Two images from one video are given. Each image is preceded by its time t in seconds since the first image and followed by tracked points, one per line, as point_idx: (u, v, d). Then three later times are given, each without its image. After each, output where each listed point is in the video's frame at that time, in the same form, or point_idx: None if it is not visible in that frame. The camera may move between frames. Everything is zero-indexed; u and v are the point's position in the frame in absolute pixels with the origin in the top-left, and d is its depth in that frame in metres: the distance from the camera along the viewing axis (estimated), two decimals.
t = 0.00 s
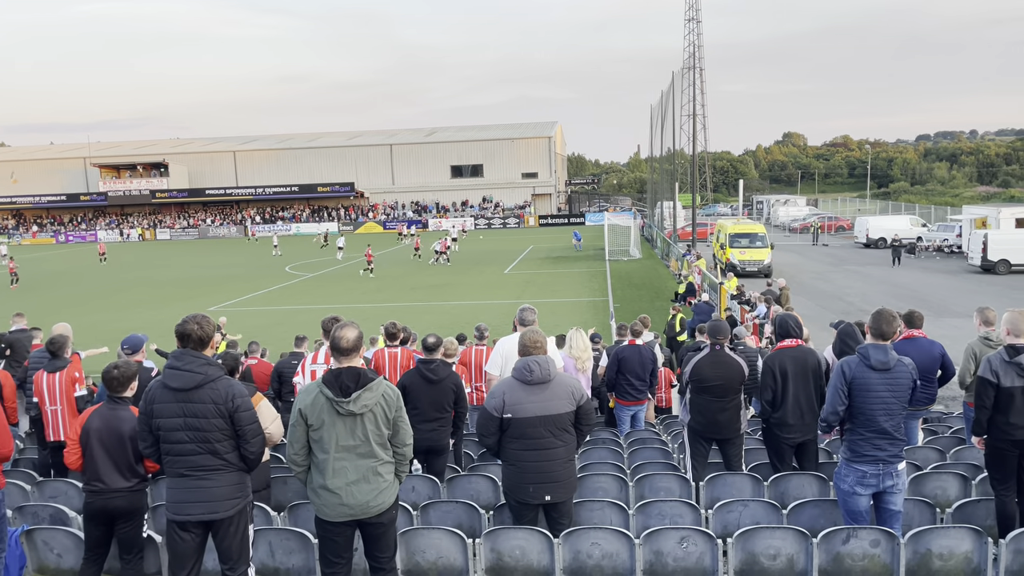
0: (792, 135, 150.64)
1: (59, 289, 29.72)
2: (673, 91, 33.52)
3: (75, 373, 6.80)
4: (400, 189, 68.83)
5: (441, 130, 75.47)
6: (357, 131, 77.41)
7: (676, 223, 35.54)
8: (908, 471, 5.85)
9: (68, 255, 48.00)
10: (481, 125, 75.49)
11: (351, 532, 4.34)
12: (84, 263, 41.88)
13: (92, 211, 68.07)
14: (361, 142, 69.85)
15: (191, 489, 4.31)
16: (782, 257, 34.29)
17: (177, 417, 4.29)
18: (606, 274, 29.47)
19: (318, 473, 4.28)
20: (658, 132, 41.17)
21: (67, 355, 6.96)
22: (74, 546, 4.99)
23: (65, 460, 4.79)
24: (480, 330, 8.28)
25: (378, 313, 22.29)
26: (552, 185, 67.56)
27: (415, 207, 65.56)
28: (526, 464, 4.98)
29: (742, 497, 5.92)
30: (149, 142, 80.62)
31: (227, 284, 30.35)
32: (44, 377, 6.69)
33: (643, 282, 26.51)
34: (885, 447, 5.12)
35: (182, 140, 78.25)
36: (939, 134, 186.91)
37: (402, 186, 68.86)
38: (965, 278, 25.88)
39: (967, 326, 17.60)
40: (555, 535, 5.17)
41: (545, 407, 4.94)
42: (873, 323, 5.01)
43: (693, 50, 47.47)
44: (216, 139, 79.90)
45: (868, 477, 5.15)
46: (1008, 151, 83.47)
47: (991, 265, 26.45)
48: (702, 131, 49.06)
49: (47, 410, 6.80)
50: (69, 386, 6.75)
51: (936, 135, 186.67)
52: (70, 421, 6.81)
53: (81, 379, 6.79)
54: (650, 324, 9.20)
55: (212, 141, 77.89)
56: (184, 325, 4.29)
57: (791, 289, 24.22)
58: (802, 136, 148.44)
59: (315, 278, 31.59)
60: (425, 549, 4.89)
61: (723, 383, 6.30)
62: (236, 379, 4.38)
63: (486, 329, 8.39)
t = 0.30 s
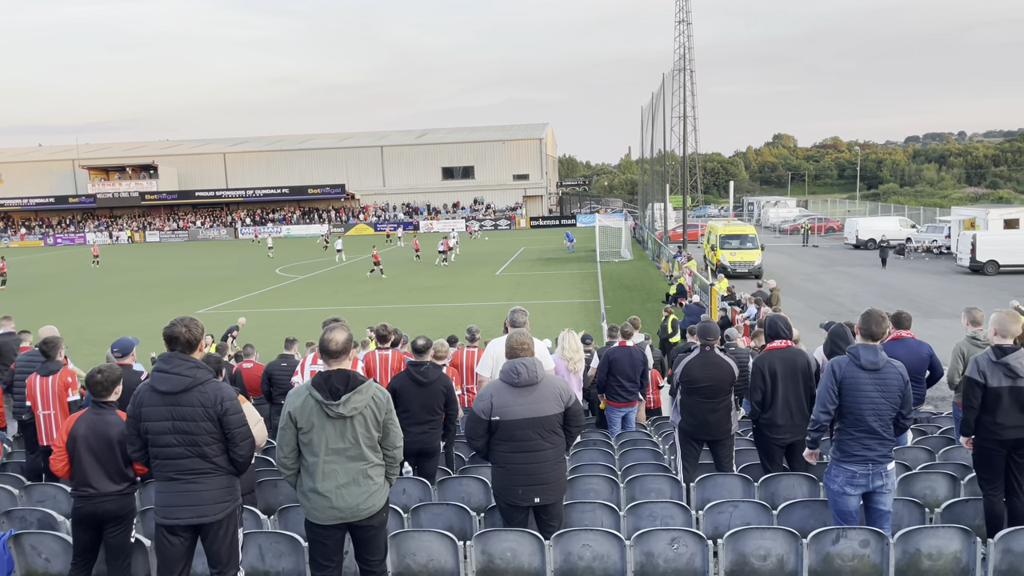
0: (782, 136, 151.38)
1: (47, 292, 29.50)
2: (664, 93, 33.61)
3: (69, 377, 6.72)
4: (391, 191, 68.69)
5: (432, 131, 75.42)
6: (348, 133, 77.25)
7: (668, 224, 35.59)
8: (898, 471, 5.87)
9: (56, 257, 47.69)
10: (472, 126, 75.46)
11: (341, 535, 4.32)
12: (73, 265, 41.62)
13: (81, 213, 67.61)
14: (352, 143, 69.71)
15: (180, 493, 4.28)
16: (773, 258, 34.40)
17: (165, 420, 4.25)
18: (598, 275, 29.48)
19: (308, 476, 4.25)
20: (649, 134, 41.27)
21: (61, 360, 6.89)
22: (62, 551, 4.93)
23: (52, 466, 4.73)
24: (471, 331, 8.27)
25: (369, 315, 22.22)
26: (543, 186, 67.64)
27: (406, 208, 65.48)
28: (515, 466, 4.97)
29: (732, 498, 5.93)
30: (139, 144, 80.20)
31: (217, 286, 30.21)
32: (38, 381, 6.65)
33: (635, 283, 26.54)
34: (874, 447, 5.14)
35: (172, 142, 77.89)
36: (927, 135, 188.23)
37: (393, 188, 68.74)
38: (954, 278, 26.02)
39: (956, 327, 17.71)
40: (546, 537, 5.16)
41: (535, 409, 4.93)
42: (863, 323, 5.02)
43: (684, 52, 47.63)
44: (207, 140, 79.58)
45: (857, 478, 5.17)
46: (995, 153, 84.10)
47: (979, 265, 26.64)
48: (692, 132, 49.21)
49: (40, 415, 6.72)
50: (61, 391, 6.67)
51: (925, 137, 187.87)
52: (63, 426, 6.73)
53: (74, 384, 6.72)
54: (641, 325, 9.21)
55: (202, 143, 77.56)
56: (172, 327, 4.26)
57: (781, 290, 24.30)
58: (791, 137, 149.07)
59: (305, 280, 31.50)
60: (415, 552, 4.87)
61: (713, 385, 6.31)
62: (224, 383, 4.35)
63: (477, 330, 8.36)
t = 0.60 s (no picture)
0: (773, 138, 152.09)
1: (36, 296, 29.25)
2: (655, 95, 33.67)
3: (61, 382, 6.68)
4: (383, 193, 68.56)
5: (424, 133, 75.38)
6: (339, 135, 77.10)
7: (659, 225, 35.65)
8: (888, 472, 5.90)
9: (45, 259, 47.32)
10: (464, 128, 75.42)
11: (333, 539, 4.30)
12: (62, 268, 41.32)
13: (70, 216, 67.19)
14: (343, 145, 69.56)
15: (171, 497, 4.26)
16: (764, 259, 34.52)
17: (155, 423, 4.23)
18: (590, 277, 29.50)
19: (299, 479, 4.23)
20: (640, 136, 41.41)
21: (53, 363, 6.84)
22: (53, 555, 4.87)
23: (41, 471, 4.70)
24: (463, 334, 8.27)
25: (360, 317, 22.14)
26: (535, 188, 67.72)
27: (398, 210, 65.43)
28: (507, 468, 4.96)
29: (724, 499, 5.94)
30: (129, 146, 79.79)
31: (207, 289, 30.05)
32: (30, 385, 6.60)
33: (627, 285, 26.57)
34: (865, 448, 5.16)
35: (163, 144, 77.54)
36: (916, 138, 189.43)
37: (385, 189, 68.62)
38: (944, 280, 26.17)
39: (946, 328, 17.83)
40: (538, 539, 5.15)
41: (526, 410, 4.93)
42: (855, 326, 5.03)
43: (675, 54, 47.78)
44: (197, 142, 79.26)
45: (848, 478, 5.19)
46: (984, 155, 84.78)
47: (969, 266, 26.81)
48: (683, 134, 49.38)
49: (32, 419, 6.68)
50: (54, 396, 6.63)
51: (914, 139, 188.94)
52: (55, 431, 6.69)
53: (66, 388, 6.67)
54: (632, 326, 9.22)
55: (193, 145, 77.25)
56: (161, 330, 4.22)
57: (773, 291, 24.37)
58: (782, 139, 149.74)
59: (297, 282, 31.38)
60: (407, 555, 4.86)
61: (705, 386, 6.31)
62: (214, 385, 4.32)
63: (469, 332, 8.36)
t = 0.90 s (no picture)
0: (766, 141, 152.48)
1: (28, 297, 29.10)
2: (649, 97, 33.78)
3: (53, 384, 6.65)
4: (377, 194, 68.49)
5: (418, 134, 75.34)
6: (333, 137, 76.97)
7: (653, 226, 35.72)
8: (882, 473, 5.92)
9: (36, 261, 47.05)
10: (458, 130, 75.44)
11: (327, 541, 4.29)
12: (53, 270, 41.09)
13: (63, 217, 66.90)
14: (337, 146, 69.47)
15: (163, 498, 4.24)
16: (757, 261, 34.65)
17: (149, 425, 4.21)
18: (584, 278, 29.55)
19: (293, 481, 4.22)
20: (634, 138, 41.50)
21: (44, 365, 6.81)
22: (46, 558, 4.78)
23: (37, 475, 4.69)
24: (458, 335, 8.25)
25: (354, 318, 22.11)
26: (529, 190, 67.80)
27: (392, 212, 65.37)
28: (500, 470, 4.97)
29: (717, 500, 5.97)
30: (122, 147, 79.48)
31: (200, 290, 29.95)
32: (22, 388, 6.57)
33: (620, 286, 26.63)
34: (859, 449, 5.17)
35: (155, 146, 77.27)
36: (909, 140, 190.13)
37: (379, 191, 68.54)
38: (936, 281, 26.32)
39: (938, 329, 17.93)
40: (532, 540, 5.16)
41: (520, 411, 4.93)
42: (851, 327, 5.05)
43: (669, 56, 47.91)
44: (190, 144, 79.02)
45: (841, 479, 5.21)
46: (976, 157, 85.23)
47: (961, 268, 26.96)
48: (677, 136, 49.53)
49: (24, 422, 6.64)
50: (46, 398, 6.61)
51: (907, 140, 189.51)
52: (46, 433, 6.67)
53: (58, 391, 6.65)
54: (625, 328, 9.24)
55: (186, 146, 77.01)
56: (154, 331, 4.21)
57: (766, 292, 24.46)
58: (776, 141, 150.23)
59: (290, 283, 31.29)
60: (402, 557, 4.85)
61: (698, 387, 6.33)
62: (207, 387, 4.32)
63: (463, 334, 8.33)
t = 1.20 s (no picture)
0: (762, 142, 152.78)
1: (21, 297, 28.99)
2: (645, 98, 33.84)
3: (45, 385, 6.61)
4: (373, 194, 68.46)
5: (414, 135, 75.31)
6: (328, 137, 76.87)
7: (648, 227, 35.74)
8: (875, 474, 5.95)
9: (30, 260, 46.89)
10: (454, 130, 75.45)
11: (324, 541, 4.29)
12: (47, 269, 40.95)
13: (57, 217, 66.68)
14: (333, 146, 69.40)
15: (158, 499, 4.24)
16: (752, 262, 34.73)
17: (143, 425, 4.21)
18: (580, 279, 29.59)
19: (292, 482, 4.22)
20: (629, 139, 41.58)
21: (36, 365, 6.77)
22: (40, 558, 4.77)
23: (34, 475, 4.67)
24: (453, 335, 8.25)
25: (349, 318, 22.11)
26: (525, 190, 67.85)
27: (388, 212, 65.34)
28: (496, 470, 4.97)
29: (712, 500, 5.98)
30: (117, 146, 79.27)
31: (195, 290, 29.88)
32: (14, 389, 6.52)
33: (616, 287, 26.67)
34: (854, 450, 5.18)
35: (151, 145, 77.10)
36: (903, 142, 190.71)
37: (374, 191, 68.51)
38: (930, 282, 26.42)
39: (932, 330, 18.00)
40: (528, 540, 5.16)
41: (516, 412, 4.94)
42: (846, 329, 5.07)
43: (665, 57, 47.98)
44: (186, 143, 78.84)
45: (836, 479, 5.23)
46: (970, 159, 85.55)
47: (955, 269, 27.07)
48: (672, 137, 49.65)
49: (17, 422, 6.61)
50: (37, 399, 6.56)
51: (902, 142, 190.03)
52: (39, 433, 6.64)
53: (50, 391, 6.61)
54: (619, 329, 9.24)
55: (182, 145, 76.86)
56: (149, 331, 4.20)
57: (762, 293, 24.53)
58: (771, 142, 150.64)
59: (285, 283, 31.22)
60: (396, 557, 4.85)
61: (693, 388, 6.34)
62: (202, 387, 4.31)
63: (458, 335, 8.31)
